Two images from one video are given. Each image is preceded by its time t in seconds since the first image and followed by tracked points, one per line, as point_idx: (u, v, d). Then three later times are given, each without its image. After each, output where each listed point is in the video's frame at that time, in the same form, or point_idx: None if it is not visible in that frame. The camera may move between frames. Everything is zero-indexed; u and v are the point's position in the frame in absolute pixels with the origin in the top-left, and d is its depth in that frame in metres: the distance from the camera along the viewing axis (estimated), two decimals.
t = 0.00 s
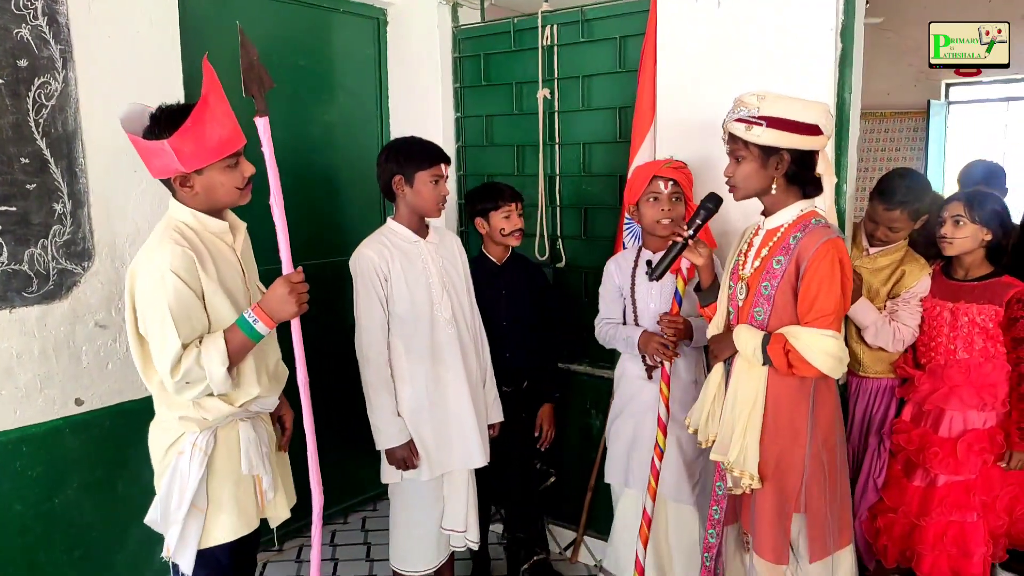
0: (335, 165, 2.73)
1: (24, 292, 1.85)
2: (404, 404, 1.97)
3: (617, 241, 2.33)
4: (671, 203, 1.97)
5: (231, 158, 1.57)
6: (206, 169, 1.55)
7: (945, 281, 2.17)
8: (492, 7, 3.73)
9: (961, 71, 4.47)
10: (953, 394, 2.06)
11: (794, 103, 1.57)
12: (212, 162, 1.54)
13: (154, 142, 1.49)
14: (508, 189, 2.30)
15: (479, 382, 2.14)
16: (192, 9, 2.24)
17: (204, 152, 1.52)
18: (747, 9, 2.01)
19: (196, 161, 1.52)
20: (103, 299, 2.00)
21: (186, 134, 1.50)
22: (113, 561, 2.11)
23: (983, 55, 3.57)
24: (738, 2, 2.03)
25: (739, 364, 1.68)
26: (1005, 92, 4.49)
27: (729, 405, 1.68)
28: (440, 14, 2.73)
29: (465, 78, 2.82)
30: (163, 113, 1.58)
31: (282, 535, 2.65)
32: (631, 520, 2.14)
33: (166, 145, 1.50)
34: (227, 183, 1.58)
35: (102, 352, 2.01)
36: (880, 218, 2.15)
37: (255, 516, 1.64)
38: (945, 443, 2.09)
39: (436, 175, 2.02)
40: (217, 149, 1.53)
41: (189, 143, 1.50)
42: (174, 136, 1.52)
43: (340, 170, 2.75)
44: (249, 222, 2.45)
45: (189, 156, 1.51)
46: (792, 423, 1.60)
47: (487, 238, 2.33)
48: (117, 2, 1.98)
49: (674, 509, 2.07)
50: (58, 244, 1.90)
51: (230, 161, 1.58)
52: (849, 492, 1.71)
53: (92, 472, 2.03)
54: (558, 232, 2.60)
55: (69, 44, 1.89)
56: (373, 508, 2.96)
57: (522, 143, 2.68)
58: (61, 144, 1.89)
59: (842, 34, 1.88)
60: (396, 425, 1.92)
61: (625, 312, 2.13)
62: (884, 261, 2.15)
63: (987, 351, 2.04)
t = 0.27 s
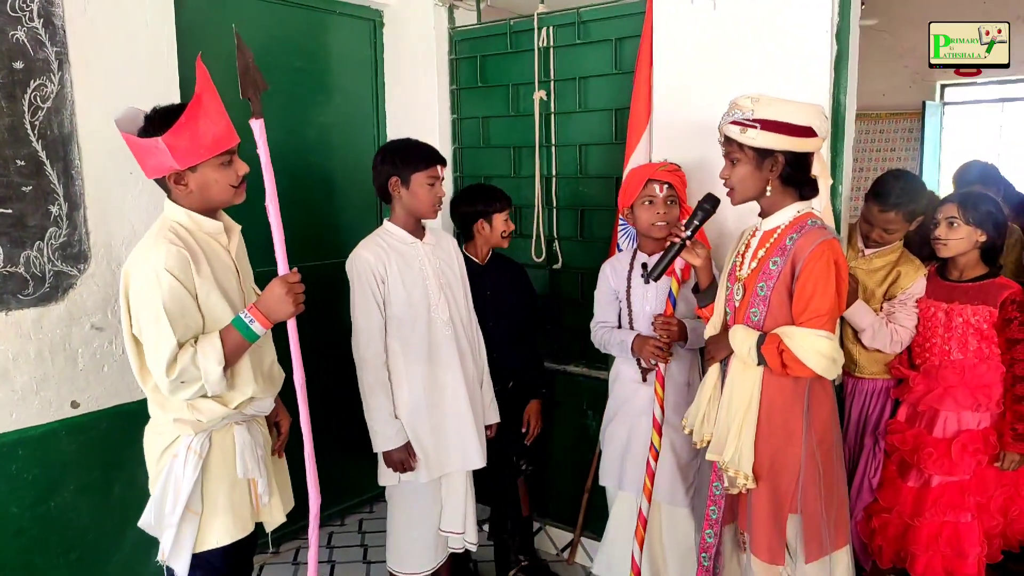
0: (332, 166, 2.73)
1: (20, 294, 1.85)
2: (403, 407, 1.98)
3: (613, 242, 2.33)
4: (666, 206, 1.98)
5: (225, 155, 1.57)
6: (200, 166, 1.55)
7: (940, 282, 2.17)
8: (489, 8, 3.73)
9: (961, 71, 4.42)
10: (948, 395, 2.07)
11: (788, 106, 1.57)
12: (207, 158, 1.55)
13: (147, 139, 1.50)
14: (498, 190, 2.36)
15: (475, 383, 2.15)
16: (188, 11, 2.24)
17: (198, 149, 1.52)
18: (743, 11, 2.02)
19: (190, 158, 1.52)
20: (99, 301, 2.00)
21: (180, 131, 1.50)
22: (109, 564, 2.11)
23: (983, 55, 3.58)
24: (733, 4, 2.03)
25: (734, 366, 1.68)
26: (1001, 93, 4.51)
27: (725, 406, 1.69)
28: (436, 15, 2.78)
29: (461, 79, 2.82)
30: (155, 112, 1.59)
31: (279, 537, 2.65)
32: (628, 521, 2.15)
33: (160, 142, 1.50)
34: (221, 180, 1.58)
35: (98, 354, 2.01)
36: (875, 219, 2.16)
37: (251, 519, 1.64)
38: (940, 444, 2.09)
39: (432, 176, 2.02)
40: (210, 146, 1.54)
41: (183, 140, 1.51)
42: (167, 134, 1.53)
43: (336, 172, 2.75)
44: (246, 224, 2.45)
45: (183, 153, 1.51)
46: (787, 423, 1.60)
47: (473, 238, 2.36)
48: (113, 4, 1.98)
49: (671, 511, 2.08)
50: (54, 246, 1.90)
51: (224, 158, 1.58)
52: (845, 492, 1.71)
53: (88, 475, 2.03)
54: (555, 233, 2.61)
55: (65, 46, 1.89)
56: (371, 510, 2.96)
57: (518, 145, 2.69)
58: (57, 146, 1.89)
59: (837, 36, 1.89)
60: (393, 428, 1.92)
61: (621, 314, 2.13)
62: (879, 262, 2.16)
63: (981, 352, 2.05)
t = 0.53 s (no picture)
0: (328, 166, 2.73)
1: (16, 295, 1.84)
2: (401, 409, 1.99)
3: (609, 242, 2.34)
4: (663, 209, 1.98)
5: (218, 153, 1.58)
6: (194, 165, 1.55)
7: (934, 283, 2.18)
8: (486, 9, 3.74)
9: (959, 71, 4.48)
10: (942, 395, 2.08)
11: (783, 107, 1.58)
12: (200, 155, 1.55)
13: (140, 140, 1.50)
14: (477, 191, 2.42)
15: (474, 383, 2.15)
16: (185, 11, 2.24)
17: (191, 147, 1.53)
18: (739, 12, 2.02)
19: (184, 156, 1.52)
20: (95, 302, 2.00)
21: (171, 130, 1.50)
22: (106, 565, 2.10)
23: (983, 55, 3.61)
24: (729, 5, 2.04)
25: (730, 366, 1.69)
26: (995, 93, 4.53)
27: (721, 405, 1.69)
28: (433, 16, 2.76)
29: (458, 80, 2.83)
30: (146, 114, 1.59)
31: (276, 538, 2.65)
32: (624, 521, 2.16)
33: (152, 142, 1.50)
34: (216, 178, 1.58)
35: (95, 355, 2.01)
36: (870, 220, 2.17)
37: (242, 520, 1.64)
38: (934, 443, 2.10)
39: (430, 176, 2.02)
40: (203, 144, 1.54)
41: (175, 138, 1.51)
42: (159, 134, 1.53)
43: (333, 172, 2.75)
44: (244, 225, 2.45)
45: (176, 152, 1.51)
46: (784, 423, 1.61)
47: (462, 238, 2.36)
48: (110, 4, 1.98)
49: (667, 511, 2.08)
50: (50, 247, 1.90)
51: (217, 156, 1.58)
52: (841, 492, 1.72)
53: (84, 476, 2.03)
54: (552, 234, 2.61)
55: (61, 47, 1.88)
56: (367, 510, 2.96)
57: (515, 145, 2.69)
58: (53, 147, 1.89)
59: (833, 37, 1.90)
60: (390, 429, 1.92)
61: (618, 315, 2.14)
62: (875, 263, 2.17)
63: (975, 352, 2.06)
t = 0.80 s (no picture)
0: (325, 164, 2.73)
1: (11, 292, 1.84)
2: (399, 408, 1.98)
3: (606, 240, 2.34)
4: (661, 207, 1.98)
5: (211, 147, 1.57)
6: (188, 160, 1.55)
7: (929, 281, 2.19)
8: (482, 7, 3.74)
9: (959, 71, 4.47)
10: (936, 392, 2.09)
11: (781, 106, 1.58)
12: (194, 151, 1.54)
13: (133, 139, 1.49)
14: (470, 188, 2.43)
15: (474, 381, 2.15)
16: (181, 8, 2.24)
17: (184, 143, 1.52)
18: (735, 10, 2.02)
19: (177, 152, 1.52)
20: (91, 299, 2.00)
21: (163, 126, 1.50)
22: (102, 563, 2.10)
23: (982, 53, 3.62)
24: (726, 3, 2.04)
25: (725, 363, 1.69)
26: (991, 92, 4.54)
27: (715, 401, 1.70)
28: (429, 13, 2.75)
29: (455, 77, 2.82)
30: (139, 113, 1.59)
31: (272, 536, 2.65)
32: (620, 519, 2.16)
33: (145, 140, 1.50)
34: (211, 173, 1.58)
35: (90, 352, 2.01)
36: (866, 217, 2.17)
37: (234, 518, 1.63)
38: (928, 440, 2.11)
39: (430, 175, 2.02)
40: (195, 138, 1.53)
41: (168, 135, 1.50)
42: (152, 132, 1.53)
43: (329, 170, 2.75)
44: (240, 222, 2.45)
45: (169, 148, 1.51)
46: (778, 419, 1.61)
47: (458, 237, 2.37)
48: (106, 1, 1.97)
49: (664, 509, 2.08)
50: (45, 244, 1.89)
51: (211, 150, 1.58)
52: (836, 489, 1.72)
53: (80, 474, 2.02)
54: (549, 232, 2.61)
55: (57, 43, 1.88)
56: (363, 508, 2.96)
57: (511, 143, 2.69)
58: (48, 144, 1.88)
59: (829, 35, 1.90)
60: (387, 426, 1.92)
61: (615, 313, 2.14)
62: (871, 261, 2.17)
63: (969, 349, 2.06)
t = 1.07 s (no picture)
0: (320, 165, 2.72)
1: (4, 293, 1.83)
2: (395, 410, 1.97)
3: (602, 241, 2.34)
4: (657, 208, 1.99)
5: (202, 145, 1.57)
6: (179, 159, 1.55)
7: (923, 281, 2.19)
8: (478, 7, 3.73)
9: (960, 70, 4.52)
10: (930, 392, 2.10)
11: (777, 107, 1.59)
12: (184, 150, 1.54)
13: (124, 141, 1.50)
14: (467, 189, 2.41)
15: (471, 382, 2.15)
16: (175, 9, 2.23)
17: (174, 141, 1.52)
18: (729, 11, 2.03)
19: (168, 151, 1.52)
20: (84, 301, 1.99)
21: (152, 126, 1.50)
22: (96, 565, 2.10)
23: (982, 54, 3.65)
24: (720, 4, 2.04)
25: (717, 363, 1.69)
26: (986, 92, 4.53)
27: (707, 401, 1.70)
28: (423, 14, 2.76)
29: (450, 78, 2.82)
30: (131, 115, 1.60)
31: (267, 537, 2.65)
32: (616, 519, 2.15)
33: (136, 141, 1.50)
34: (203, 171, 1.58)
35: (84, 354, 2.00)
36: (861, 217, 2.17)
37: (221, 521, 1.62)
38: (921, 439, 2.12)
39: (426, 176, 2.02)
40: (185, 137, 1.53)
41: (157, 134, 1.50)
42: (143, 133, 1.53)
43: (324, 171, 2.75)
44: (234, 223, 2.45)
45: (160, 147, 1.51)
46: (770, 419, 1.61)
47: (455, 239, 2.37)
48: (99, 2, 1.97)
49: (659, 509, 2.08)
50: (39, 245, 1.89)
51: (202, 148, 1.57)
52: (829, 490, 1.72)
53: (74, 475, 2.02)
54: (544, 232, 2.61)
55: (50, 44, 1.87)
56: (359, 509, 2.96)
57: (506, 143, 2.69)
58: (41, 145, 1.88)
59: (823, 35, 1.90)
60: (384, 427, 1.92)
61: (610, 313, 2.15)
62: (865, 261, 2.17)
63: (963, 349, 2.07)
